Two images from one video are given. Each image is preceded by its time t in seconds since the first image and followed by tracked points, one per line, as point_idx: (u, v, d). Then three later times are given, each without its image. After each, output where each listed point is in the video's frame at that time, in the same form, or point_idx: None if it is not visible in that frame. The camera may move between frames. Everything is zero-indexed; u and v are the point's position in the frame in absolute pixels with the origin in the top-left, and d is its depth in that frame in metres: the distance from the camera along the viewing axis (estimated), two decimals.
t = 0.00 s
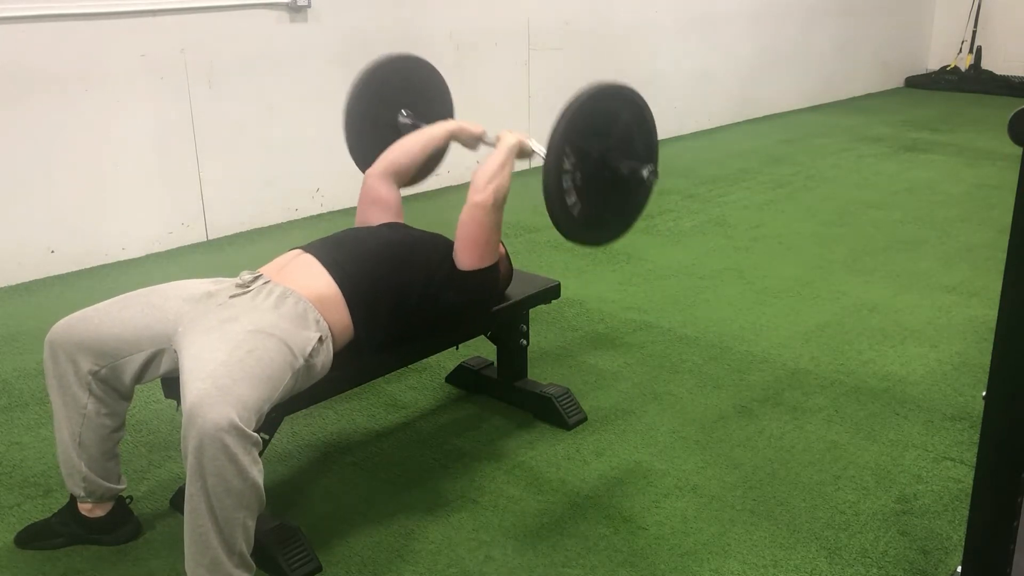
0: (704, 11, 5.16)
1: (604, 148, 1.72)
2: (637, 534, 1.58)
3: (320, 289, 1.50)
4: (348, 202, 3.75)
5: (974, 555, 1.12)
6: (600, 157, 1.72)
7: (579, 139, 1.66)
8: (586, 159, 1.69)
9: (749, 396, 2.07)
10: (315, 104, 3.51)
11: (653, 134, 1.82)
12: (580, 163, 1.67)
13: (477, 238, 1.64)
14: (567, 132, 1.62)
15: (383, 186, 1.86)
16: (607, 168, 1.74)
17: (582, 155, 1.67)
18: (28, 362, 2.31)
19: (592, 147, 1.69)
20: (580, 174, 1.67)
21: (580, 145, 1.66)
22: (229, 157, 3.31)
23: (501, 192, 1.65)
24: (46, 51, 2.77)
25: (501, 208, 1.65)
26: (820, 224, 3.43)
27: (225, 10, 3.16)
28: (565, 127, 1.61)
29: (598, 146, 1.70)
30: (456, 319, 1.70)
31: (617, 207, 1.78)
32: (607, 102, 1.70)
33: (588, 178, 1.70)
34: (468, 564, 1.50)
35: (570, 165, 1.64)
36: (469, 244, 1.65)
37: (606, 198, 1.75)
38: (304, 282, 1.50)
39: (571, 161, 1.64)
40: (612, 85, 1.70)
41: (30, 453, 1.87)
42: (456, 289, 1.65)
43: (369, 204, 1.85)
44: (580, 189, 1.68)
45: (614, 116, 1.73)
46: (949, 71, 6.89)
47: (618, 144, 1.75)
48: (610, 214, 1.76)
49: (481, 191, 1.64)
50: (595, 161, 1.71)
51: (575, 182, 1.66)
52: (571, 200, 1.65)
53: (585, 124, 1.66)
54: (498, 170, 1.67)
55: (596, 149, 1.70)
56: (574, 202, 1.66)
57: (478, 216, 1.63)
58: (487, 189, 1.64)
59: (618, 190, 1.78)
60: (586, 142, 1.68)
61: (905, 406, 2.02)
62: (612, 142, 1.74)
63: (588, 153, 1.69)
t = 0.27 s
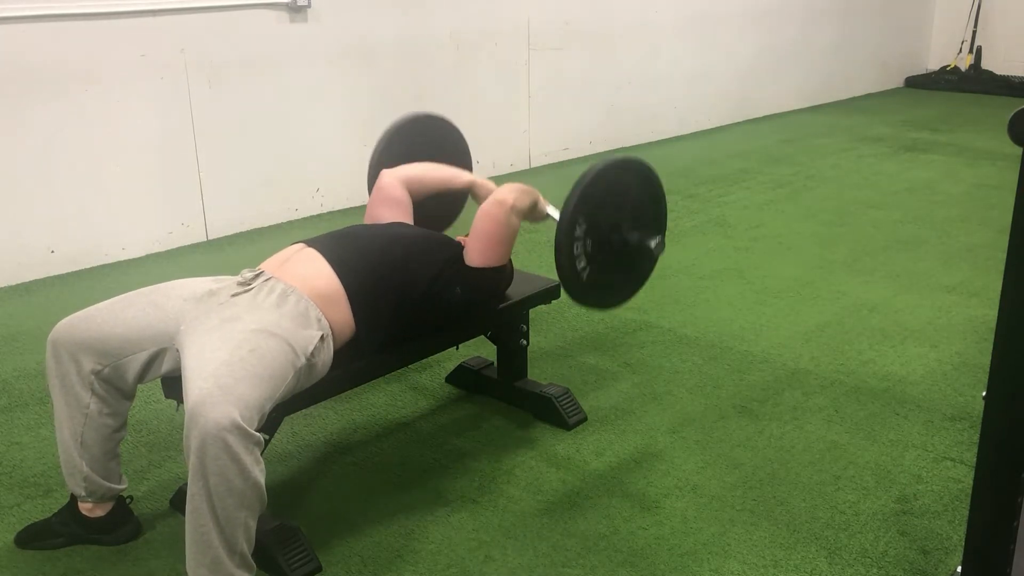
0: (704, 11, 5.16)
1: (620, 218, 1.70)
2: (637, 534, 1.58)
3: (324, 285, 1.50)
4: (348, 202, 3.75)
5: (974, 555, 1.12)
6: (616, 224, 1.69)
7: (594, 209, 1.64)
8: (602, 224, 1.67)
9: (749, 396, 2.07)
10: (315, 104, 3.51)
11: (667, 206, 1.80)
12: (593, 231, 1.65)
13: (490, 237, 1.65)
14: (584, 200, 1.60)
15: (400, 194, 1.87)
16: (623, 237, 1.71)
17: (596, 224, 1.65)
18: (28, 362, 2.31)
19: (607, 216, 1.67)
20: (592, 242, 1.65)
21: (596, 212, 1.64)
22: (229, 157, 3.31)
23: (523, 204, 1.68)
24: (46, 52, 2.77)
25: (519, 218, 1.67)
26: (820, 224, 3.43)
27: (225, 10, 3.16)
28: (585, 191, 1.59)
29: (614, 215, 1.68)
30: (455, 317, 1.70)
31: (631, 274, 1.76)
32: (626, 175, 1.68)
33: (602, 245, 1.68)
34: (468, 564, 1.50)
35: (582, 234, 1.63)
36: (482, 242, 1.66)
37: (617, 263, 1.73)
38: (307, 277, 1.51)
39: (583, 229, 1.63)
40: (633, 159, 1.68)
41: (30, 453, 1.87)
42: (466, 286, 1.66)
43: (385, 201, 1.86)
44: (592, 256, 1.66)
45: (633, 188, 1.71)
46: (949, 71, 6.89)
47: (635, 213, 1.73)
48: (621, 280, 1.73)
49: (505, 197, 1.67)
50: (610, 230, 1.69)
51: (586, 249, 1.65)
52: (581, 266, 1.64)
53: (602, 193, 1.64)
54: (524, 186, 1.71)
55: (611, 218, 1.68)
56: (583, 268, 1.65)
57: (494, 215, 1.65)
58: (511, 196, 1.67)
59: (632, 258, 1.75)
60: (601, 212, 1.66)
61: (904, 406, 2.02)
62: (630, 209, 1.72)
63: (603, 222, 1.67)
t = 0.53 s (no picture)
0: (704, 11, 5.16)
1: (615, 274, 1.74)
2: (637, 534, 1.58)
3: (323, 283, 1.50)
4: (348, 202, 3.75)
5: (975, 555, 1.12)
6: (612, 280, 1.74)
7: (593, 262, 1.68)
8: (598, 278, 1.71)
9: (749, 396, 2.07)
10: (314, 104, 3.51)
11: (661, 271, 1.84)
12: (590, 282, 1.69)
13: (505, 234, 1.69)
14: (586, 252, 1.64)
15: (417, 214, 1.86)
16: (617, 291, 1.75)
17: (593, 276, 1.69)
18: (27, 362, 2.31)
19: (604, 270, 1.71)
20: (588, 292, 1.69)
21: (594, 266, 1.68)
22: (228, 157, 3.31)
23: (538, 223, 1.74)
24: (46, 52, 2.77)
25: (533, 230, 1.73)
26: (820, 225, 3.43)
27: (225, 10, 3.16)
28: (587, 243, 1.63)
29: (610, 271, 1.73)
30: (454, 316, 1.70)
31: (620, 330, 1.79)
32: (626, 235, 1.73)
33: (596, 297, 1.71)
34: (468, 564, 1.50)
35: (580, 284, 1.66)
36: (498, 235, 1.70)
37: (610, 317, 1.76)
38: (307, 275, 1.50)
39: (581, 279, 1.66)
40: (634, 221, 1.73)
41: (30, 453, 1.87)
42: (468, 284, 1.68)
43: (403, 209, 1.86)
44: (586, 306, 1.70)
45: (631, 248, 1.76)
46: (949, 71, 6.89)
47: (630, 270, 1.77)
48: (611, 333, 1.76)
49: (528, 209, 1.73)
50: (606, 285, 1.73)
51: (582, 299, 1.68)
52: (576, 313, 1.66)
53: (602, 247, 1.68)
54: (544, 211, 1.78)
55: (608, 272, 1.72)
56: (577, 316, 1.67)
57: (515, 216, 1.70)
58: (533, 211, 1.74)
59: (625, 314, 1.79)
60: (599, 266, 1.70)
61: (904, 406, 2.02)
62: (627, 264, 1.77)
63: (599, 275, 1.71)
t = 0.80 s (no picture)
0: (704, 11, 5.16)
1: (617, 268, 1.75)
2: (637, 534, 1.58)
3: (324, 284, 1.50)
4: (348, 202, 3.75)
5: (974, 554, 1.12)
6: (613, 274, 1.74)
7: (595, 252, 1.68)
8: (598, 270, 1.71)
9: (748, 396, 2.07)
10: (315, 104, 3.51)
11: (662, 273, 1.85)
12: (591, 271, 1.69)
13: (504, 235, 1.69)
14: (588, 240, 1.65)
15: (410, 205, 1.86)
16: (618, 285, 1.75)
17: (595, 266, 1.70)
18: (27, 362, 2.31)
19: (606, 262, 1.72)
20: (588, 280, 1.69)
21: (595, 258, 1.69)
22: (228, 157, 3.31)
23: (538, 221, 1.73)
24: (46, 51, 2.77)
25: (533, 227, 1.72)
26: (820, 225, 3.43)
27: (225, 10, 3.16)
28: (590, 232, 1.64)
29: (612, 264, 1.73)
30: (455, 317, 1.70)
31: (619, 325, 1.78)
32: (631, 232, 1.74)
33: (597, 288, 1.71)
34: (468, 564, 1.50)
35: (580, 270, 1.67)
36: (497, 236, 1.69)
37: (609, 311, 1.76)
38: (308, 276, 1.50)
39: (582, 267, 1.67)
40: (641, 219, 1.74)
41: (30, 453, 1.87)
42: (467, 285, 1.69)
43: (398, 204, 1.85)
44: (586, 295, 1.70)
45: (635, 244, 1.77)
46: (949, 71, 6.89)
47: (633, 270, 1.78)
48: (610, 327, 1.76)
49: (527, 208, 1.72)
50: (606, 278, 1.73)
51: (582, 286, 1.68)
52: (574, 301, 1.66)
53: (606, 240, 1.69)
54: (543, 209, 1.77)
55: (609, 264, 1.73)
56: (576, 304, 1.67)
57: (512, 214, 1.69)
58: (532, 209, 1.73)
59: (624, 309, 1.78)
60: (602, 256, 1.71)
61: (904, 406, 2.02)
62: (628, 261, 1.77)
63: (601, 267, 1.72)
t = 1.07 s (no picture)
0: (704, 11, 5.16)
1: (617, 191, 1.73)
2: (637, 534, 1.58)
3: (324, 288, 1.50)
4: (348, 202, 3.75)
5: (974, 555, 1.12)
6: (610, 197, 1.72)
7: (595, 168, 1.67)
8: (595, 191, 1.69)
9: (748, 396, 2.07)
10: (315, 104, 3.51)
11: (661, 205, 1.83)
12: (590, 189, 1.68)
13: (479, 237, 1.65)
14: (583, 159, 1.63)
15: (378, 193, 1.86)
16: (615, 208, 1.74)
17: (594, 184, 1.68)
18: (27, 362, 2.31)
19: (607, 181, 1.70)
20: (587, 198, 1.67)
21: (592, 178, 1.67)
22: (229, 157, 3.31)
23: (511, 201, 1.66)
24: (46, 51, 2.76)
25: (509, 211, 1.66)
26: (820, 224, 3.43)
27: (225, 10, 3.16)
28: (589, 145, 1.63)
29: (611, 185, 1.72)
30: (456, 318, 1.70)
31: (614, 249, 1.77)
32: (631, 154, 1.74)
33: (595, 206, 1.70)
34: (469, 564, 1.50)
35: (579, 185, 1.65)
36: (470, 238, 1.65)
37: (604, 234, 1.74)
38: (307, 279, 1.50)
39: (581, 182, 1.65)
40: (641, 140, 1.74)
41: (30, 453, 1.87)
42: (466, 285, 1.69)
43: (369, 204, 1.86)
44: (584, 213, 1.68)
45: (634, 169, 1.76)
46: (949, 71, 6.88)
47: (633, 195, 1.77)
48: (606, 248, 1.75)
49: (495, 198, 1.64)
50: (605, 199, 1.71)
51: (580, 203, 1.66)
52: (570, 217, 1.64)
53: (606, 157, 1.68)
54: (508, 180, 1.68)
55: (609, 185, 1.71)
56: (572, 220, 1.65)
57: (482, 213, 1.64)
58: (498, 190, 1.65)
59: (620, 232, 1.77)
60: (602, 175, 1.69)
61: (904, 406, 2.02)
62: (626, 186, 1.75)
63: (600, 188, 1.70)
